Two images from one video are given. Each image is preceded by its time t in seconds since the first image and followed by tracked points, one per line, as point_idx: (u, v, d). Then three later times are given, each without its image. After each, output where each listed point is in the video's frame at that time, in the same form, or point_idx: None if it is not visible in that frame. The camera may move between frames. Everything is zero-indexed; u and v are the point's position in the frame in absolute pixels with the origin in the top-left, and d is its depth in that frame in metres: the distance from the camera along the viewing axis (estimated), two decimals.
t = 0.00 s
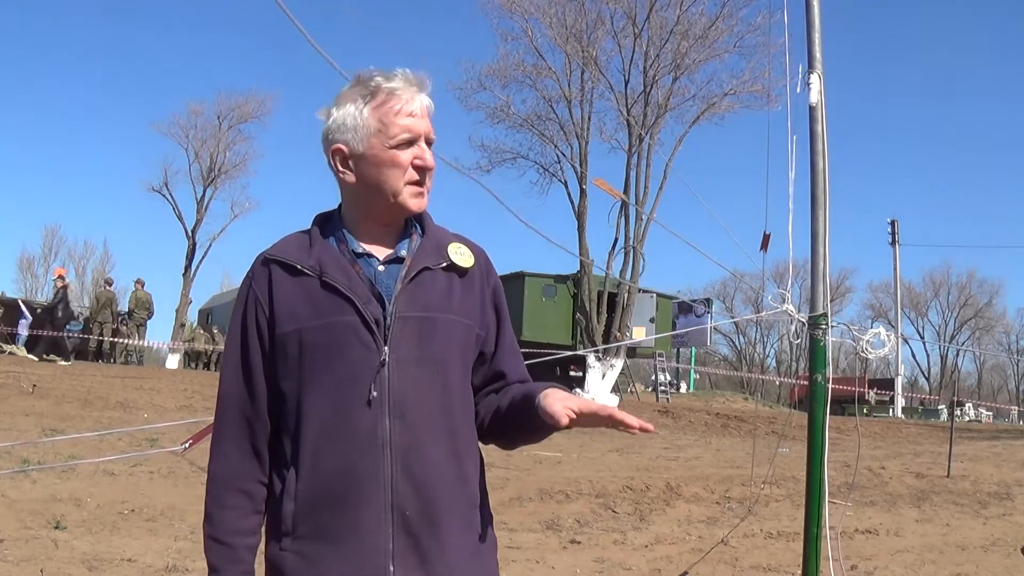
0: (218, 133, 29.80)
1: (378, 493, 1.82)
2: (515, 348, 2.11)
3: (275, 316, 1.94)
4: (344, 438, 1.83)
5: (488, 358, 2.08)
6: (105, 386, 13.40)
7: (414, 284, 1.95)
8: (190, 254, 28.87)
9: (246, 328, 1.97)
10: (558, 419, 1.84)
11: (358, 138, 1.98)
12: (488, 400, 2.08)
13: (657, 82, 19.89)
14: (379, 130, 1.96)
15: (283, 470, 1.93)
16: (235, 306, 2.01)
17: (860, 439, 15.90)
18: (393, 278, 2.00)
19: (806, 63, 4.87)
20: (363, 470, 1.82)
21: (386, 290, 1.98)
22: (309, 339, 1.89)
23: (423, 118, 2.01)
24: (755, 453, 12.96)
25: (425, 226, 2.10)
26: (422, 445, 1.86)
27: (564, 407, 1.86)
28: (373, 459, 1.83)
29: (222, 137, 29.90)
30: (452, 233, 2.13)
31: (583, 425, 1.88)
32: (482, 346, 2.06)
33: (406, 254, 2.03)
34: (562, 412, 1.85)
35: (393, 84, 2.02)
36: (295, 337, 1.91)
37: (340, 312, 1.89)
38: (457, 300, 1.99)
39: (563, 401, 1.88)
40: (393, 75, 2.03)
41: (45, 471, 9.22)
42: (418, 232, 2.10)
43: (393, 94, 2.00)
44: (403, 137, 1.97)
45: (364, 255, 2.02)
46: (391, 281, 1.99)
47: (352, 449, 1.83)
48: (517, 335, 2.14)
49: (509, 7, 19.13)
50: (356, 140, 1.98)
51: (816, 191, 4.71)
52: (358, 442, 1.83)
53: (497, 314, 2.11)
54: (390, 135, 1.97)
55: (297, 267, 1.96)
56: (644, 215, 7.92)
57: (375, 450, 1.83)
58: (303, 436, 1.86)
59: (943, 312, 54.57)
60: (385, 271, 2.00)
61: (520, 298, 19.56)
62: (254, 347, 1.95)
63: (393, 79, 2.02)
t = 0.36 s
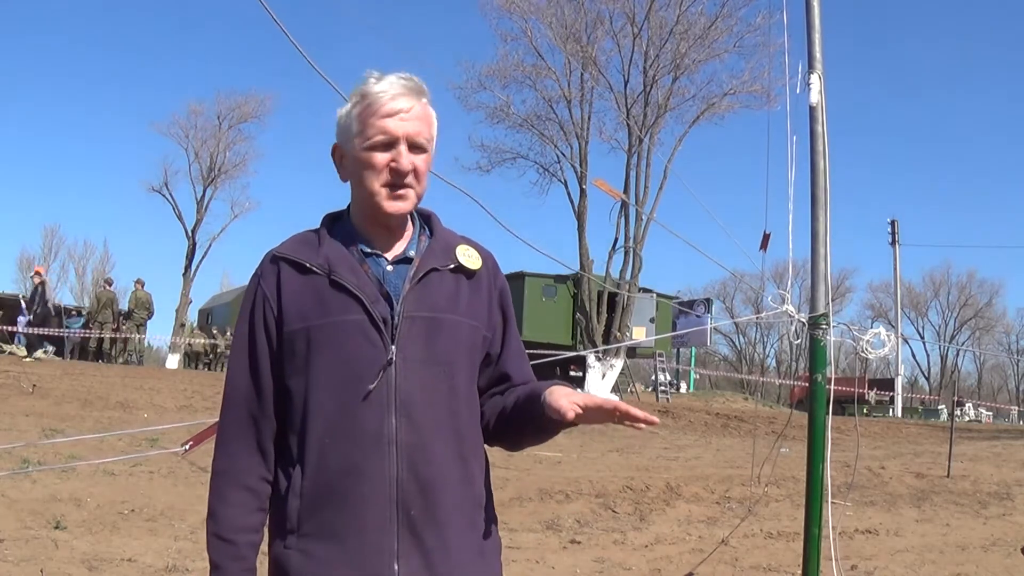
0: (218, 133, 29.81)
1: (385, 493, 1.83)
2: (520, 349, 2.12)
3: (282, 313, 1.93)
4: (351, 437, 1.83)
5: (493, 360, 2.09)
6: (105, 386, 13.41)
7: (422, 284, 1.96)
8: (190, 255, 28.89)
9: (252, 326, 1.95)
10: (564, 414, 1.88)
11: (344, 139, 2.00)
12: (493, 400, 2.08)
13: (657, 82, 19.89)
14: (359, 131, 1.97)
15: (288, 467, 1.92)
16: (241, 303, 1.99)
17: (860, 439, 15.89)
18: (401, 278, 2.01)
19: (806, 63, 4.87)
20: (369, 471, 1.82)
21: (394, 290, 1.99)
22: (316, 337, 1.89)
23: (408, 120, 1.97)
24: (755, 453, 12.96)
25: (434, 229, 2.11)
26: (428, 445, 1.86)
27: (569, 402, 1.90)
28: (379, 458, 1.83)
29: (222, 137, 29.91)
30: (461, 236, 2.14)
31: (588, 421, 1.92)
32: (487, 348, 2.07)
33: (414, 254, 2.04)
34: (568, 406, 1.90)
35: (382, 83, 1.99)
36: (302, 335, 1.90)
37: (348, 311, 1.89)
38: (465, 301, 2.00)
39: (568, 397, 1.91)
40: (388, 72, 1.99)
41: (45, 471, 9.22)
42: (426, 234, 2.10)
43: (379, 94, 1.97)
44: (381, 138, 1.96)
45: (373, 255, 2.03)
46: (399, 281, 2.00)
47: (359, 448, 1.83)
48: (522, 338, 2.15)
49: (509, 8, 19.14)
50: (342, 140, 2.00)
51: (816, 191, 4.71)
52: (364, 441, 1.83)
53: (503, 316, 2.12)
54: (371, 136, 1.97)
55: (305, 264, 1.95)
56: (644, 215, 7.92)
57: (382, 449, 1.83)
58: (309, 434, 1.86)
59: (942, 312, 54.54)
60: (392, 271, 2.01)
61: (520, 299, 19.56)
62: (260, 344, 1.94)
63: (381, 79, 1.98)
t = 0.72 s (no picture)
0: (218, 132, 29.82)
1: (384, 495, 1.83)
2: (526, 353, 2.12)
3: (287, 315, 1.93)
4: (351, 440, 1.83)
5: (497, 363, 2.08)
6: (105, 386, 13.40)
7: (425, 288, 1.96)
8: (190, 255, 28.89)
9: (258, 327, 1.95)
10: (558, 426, 1.89)
11: (347, 142, 2.01)
12: (497, 404, 2.08)
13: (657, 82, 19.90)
14: (360, 134, 1.97)
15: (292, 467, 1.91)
16: (248, 303, 1.98)
17: (860, 439, 15.89)
18: (405, 282, 1.99)
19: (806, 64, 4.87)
20: (370, 472, 1.82)
21: (397, 294, 1.98)
22: (320, 338, 1.89)
23: (407, 126, 1.96)
24: (756, 453, 12.96)
25: (440, 232, 2.10)
26: (428, 448, 1.86)
27: (564, 414, 1.90)
28: (379, 460, 1.83)
29: (222, 137, 29.91)
30: (467, 239, 2.14)
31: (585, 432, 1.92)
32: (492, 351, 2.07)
33: (418, 258, 2.02)
34: (563, 419, 1.90)
35: (385, 89, 1.99)
36: (306, 337, 1.90)
37: (351, 314, 1.89)
38: (468, 306, 1.99)
39: (564, 407, 1.91)
40: (393, 79, 2.00)
41: (45, 470, 9.22)
42: (431, 237, 2.09)
43: (380, 99, 1.97)
44: (379, 143, 1.96)
45: (378, 259, 2.03)
46: (402, 285, 1.99)
47: (359, 449, 1.83)
48: (528, 341, 2.14)
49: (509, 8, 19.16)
50: (345, 143, 2.01)
51: (817, 191, 4.71)
52: (365, 442, 1.83)
53: (508, 319, 2.11)
54: (370, 140, 1.97)
55: (311, 268, 1.95)
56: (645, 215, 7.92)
57: (382, 451, 1.83)
58: (311, 435, 1.86)
59: (943, 312, 54.54)
60: (396, 275, 2.00)
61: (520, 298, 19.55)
62: (265, 344, 1.93)
63: (385, 84, 1.99)
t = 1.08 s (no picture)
0: (218, 132, 29.82)
1: (399, 493, 1.83)
2: (554, 362, 2.08)
3: (313, 315, 1.96)
4: (369, 437, 1.84)
5: (523, 370, 2.04)
6: (105, 386, 13.40)
7: (448, 291, 1.96)
8: (190, 255, 28.90)
9: (285, 327, 1.98)
10: (569, 431, 1.85)
11: (378, 149, 2.02)
12: (520, 413, 2.03)
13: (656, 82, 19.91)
14: (390, 142, 1.99)
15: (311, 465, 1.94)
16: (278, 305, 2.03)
17: (860, 439, 15.89)
18: (429, 285, 2.00)
19: (806, 64, 4.87)
20: (386, 470, 1.83)
21: (421, 296, 1.99)
22: (342, 338, 1.91)
23: (437, 133, 1.97)
24: (756, 453, 12.96)
25: (468, 241, 2.10)
26: (445, 447, 1.85)
27: (578, 421, 1.87)
28: (395, 459, 1.83)
29: (222, 137, 29.92)
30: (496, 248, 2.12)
31: (599, 440, 1.88)
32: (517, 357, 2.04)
33: (444, 263, 2.03)
34: (575, 425, 1.86)
35: (415, 97, 2.00)
36: (330, 336, 1.92)
37: (373, 314, 1.90)
38: (492, 310, 1.97)
39: (577, 414, 1.88)
40: (423, 88, 2.00)
41: (45, 471, 9.22)
42: (459, 245, 2.09)
43: (409, 108, 1.98)
44: (409, 149, 1.97)
45: (403, 263, 2.03)
46: (426, 288, 1.99)
47: (376, 447, 1.83)
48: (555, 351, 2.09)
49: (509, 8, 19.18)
50: (377, 150, 2.02)
51: (817, 192, 4.71)
52: (382, 440, 1.83)
53: (535, 327, 2.08)
54: (399, 147, 1.98)
55: (338, 271, 1.98)
56: (644, 215, 7.93)
57: (399, 449, 1.83)
58: (329, 432, 1.87)
59: (943, 313, 54.49)
60: (420, 279, 2.00)
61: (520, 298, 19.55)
62: (290, 344, 1.96)
63: (415, 93, 2.00)
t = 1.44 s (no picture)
0: (218, 132, 29.85)
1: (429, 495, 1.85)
2: (598, 368, 2.06)
3: (359, 315, 2.01)
4: (404, 437, 1.87)
5: (564, 377, 2.04)
6: (105, 386, 13.40)
7: (491, 296, 1.96)
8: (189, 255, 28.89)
9: (334, 325, 2.04)
10: (594, 451, 1.82)
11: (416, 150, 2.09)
12: (560, 419, 2.02)
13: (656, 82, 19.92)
14: (423, 141, 2.05)
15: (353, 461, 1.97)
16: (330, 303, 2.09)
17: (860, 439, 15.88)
18: (472, 289, 2.01)
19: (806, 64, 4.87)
20: (419, 471, 1.85)
21: (462, 300, 2.00)
22: (385, 339, 1.94)
23: (463, 131, 2.00)
24: (756, 453, 12.95)
25: (516, 245, 2.12)
26: (477, 452, 1.86)
27: (604, 440, 1.84)
28: (428, 460, 1.85)
29: (222, 137, 29.94)
30: (546, 252, 2.13)
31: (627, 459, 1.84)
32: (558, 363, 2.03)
33: (488, 267, 2.04)
34: (600, 445, 1.84)
35: (450, 98, 2.05)
36: (373, 335, 1.96)
37: (415, 317, 1.94)
38: (534, 317, 1.97)
39: (604, 433, 1.86)
40: (463, 90, 2.06)
41: (46, 471, 9.22)
42: (507, 249, 2.11)
43: (442, 107, 2.04)
44: (436, 147, 2.01)
45: (448, 265, 2.06)
46: (469, 292, 2.01)
47: (411, 447, 1.86)
48: (599, 358, 2.08)
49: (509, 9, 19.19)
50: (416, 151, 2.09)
51: (817, 192, 4.70)
52: (417, 442, 1.86)
53: (579, 334, 2.07)
54: (431, 146, 2.04)
55: (386, 272, 2.03)
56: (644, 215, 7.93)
57: (433, 451, 1.86)
58: (369, 430, 1.91)
59: (942, 313, 54.47)
60: (464, 282, 2.02)
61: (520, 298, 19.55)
62: (338, 342, 2.02)
63: (450, 95, 2.05)
